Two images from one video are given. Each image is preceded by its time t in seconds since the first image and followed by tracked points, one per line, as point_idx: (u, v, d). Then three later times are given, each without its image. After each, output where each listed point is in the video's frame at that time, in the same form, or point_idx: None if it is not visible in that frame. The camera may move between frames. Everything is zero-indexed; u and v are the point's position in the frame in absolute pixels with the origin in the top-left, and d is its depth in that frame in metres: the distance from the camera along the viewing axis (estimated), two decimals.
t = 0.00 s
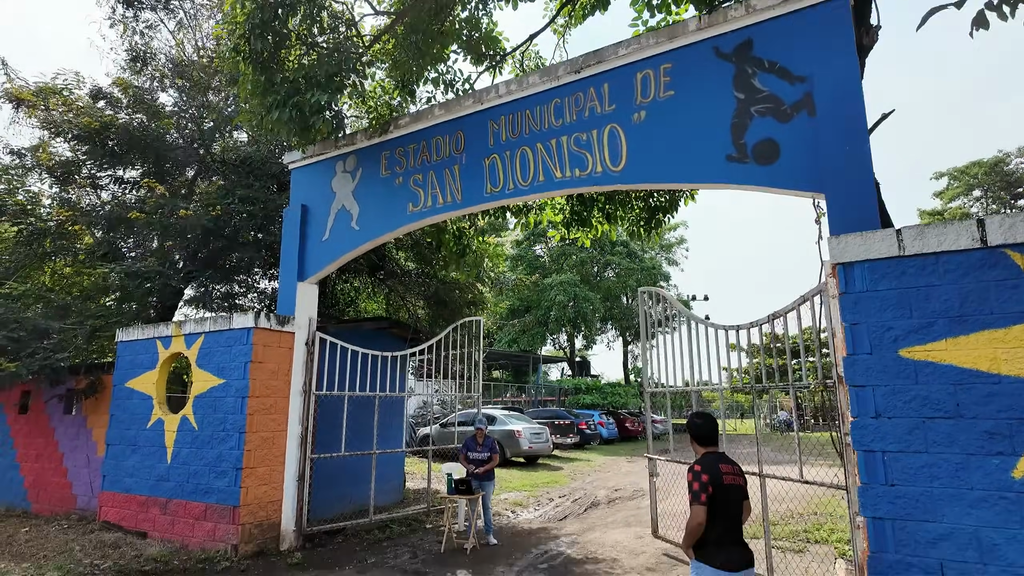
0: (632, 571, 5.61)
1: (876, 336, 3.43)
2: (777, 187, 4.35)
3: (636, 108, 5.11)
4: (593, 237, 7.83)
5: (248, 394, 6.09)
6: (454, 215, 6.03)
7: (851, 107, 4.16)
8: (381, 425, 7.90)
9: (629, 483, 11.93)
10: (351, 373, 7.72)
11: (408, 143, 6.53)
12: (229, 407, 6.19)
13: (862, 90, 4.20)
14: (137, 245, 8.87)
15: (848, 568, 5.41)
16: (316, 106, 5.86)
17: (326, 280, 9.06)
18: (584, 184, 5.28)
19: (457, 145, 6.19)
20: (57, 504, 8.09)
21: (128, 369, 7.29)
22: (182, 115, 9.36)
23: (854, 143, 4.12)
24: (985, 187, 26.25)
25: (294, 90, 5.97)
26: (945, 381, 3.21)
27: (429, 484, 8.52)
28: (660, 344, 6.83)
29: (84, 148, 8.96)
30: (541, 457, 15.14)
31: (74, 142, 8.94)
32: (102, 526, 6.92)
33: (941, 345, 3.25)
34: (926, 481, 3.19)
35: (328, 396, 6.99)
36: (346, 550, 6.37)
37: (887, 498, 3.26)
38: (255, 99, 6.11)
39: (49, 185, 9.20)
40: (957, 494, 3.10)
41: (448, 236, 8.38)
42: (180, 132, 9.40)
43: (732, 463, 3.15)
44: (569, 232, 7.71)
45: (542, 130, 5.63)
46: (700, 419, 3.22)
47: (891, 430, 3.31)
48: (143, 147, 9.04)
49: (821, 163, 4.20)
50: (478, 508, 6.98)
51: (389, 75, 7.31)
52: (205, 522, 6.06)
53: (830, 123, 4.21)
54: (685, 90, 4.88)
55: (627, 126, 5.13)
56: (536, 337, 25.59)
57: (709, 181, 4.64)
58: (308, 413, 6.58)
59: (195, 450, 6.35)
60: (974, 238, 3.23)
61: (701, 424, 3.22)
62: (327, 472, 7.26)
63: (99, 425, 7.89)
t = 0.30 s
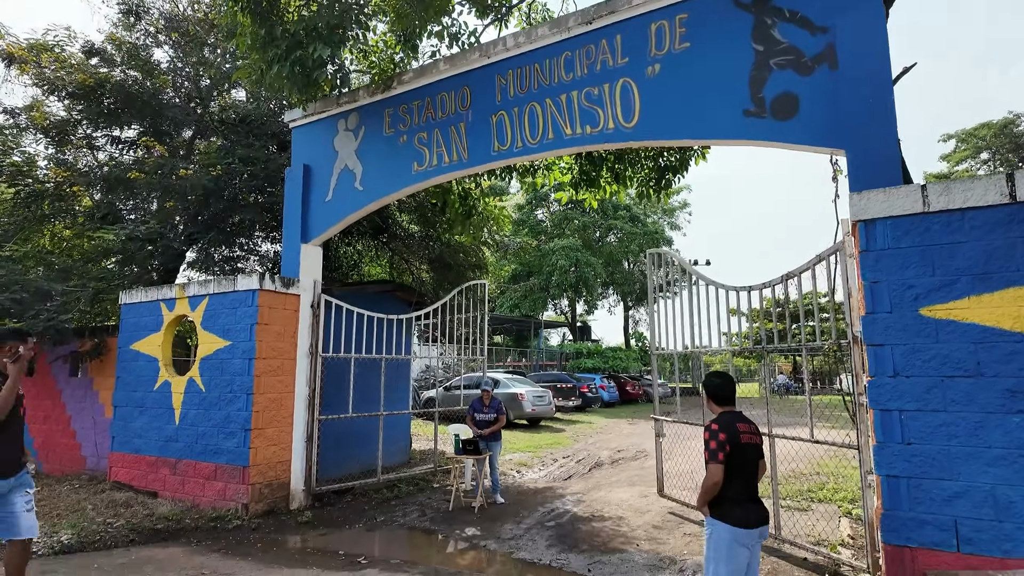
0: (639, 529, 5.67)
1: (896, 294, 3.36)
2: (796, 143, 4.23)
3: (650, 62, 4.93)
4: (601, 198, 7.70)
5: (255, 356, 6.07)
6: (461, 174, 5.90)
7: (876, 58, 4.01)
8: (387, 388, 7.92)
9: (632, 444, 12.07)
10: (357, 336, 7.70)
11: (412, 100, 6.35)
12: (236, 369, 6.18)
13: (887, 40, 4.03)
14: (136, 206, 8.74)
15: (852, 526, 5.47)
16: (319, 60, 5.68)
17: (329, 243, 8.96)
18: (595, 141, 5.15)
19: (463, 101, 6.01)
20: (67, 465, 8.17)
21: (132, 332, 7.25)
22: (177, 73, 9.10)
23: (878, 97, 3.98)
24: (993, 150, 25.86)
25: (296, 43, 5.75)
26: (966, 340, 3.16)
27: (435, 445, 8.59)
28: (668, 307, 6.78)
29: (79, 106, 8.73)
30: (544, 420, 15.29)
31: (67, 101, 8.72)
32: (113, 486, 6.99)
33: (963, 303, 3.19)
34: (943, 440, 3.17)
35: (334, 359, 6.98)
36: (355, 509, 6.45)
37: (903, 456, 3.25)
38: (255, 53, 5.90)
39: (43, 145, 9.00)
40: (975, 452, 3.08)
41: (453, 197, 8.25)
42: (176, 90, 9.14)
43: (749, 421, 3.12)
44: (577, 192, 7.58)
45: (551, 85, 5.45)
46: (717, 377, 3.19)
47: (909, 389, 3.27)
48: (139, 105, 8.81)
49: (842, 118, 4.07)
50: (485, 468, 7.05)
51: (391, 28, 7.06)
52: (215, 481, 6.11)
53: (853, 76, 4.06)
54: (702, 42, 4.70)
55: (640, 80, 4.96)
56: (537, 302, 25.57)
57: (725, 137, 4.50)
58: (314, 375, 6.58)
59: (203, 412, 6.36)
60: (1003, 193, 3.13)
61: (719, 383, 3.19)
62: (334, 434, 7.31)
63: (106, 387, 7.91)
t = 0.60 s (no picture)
0: (644, 496, 5.67)
1: (917, 259, 3.26)
2: (813, 103, 4.07)
3: (661, 18, 4.73)
4: (607, 163, 7.53)
5: (256, 325, 5.99)
6: (464, 137, 5.73)
7: (900, 12, 3.83)
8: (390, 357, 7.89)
9: (634, 413, 12.10)
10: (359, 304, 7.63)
11: (413, 60, 6.13)
12: (237, 338, 6.11)
13: None
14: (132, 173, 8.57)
15: (857, 493, 5.47)
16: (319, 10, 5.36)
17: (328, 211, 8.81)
18: (603, 102, 4.97)
19: (466, 61, 5.81)
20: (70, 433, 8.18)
21: (131, 300, 7.17)
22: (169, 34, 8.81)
23: (903, 53, 3.81)
24: (1001, 117, 25.38)
25: None
26: (988, 305, 3.07)
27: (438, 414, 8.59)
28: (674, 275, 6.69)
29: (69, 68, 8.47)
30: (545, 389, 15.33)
31: (57, 64, 8.47)
32: (118, 454, 6.99)
33: (987, 268, 3.08)
34: (960, 407, 3.10)
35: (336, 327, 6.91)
36: (360, 476, 6.46)
37: (918, 424, 3.19)
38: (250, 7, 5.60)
39: (35, 111, 8.78)
40: (994, 420, 3.02)
41: (456, 162, 8.08)
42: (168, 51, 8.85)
43: (763, 389, 3.05)
44: (582, 158, 7.41)
45: (558, 43, 5.25)
46: (731, 344, 3.12)
47: (927, 356, 3.19)
48: (131, 67, 8.54)
49: (862, 76, 3.90)
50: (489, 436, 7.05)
51: None
52: (219, 450, 6.10)
53: (875, 31, 3.89)
54: None
55: (651, 37, 4.77)
56: (538, 272, 25.44)
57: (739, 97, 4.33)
58: (316, 343, 6.52)
59: (205, 380, 6.32)
60: None
61: (734, 350, 3.12)
62: (338, 402, 7.29)
63: (107, 355, 7.87)
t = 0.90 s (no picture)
0: (651, 478, 5.64)
1: (939, 238, 3.17)
2: (832, 78, 3.95)
3: None
4: (614, 142, 7.41)
5: (259, 306, 5.92)
6: (470, 115, 5.59)
7: None
8: (394, 339, 7.84)
9: (637, 395, 12.08)
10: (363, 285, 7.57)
11: (416, 35, 5.98)
12: (240, 319, 6.04)
13: None
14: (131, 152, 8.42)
15: (866, 475, 5.45)
16: None
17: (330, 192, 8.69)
18: (614, 78, 4.85)
19: (471, 36, 5.67)
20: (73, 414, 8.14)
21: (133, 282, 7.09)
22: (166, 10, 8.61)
23: (925, 26, 3.71)
24: (1008, 96, 25.02)
25: None
26: (1012, 286, 2.98)
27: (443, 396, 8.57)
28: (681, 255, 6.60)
29: (64, 46, 8.30)
30: (547, 372, 15.31)
31: (51, 41, 8.30)
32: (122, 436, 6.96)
33: (1012, 247, 3.00)
34: (981, 389, 3.04)
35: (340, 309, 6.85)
36: (365, 458, 6.44)
37: (937, 406, 3.13)
38: None
39: (29, 88, 8.61)
40: (1015, 402, 2.96)
41: (460, 140, 7.95)
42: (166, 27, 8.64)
43: (781, 371, 2.99)
44: (590, 136, 7.29)
45: (567, 16, 5.12)
46: (749, 325, 3.06)
47: (948, 337, 3.12)
48: (128, 45, 8.41)
49: (884, 50, 3.80)
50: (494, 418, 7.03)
51: None
52: (224, 432, 6.07)
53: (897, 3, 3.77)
54: None
55: (663, 10, 4.62)
56: (540, 255, 25.32)
57: (755, 72, 4.22)
58: (320, 325, 6.46)
59: (209, 362, 6.26)
60: None
61: (751, 332, 3.05)
62: (342, 384, 7.26)
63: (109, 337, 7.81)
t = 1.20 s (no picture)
0: (662, 461, 5.63)
1: (968, 218, 3.10)
2: (854, 54, 3.87)
3: None
4: (623, 122, 7.32)
5: (266, 289, 5.86)
6: (479, 93, 5.49)
7: None
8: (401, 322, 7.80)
9: (641, 379, 12.09)
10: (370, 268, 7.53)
11: (424, 12, 5.86)
12: (247, 303, 5.98)
13: None
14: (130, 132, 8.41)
15: (877, 459, 5.43)
16: None
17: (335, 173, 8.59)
18: (628, 54, 4.74)
19: (481, 12, 5.55)
20: (79, 399, 8.11)
21: (137, 264, 7.02)
22: None
23: None
24: (1015, 78, 24.73)
25: None
26: None
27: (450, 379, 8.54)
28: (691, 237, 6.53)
29: (61, 24, 8.16)
30: (551, 356, 15.30)
31: (49, 19, 8.17)
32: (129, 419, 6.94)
33: None
34: (1008, 373, 2.99)
35: (347, 292, 6.80)
36: (374, 442, 6.43)
37: (962, 391, 3.08)
38: None
39: (27, 68, 8.49)
40: None
41: (468, 120, 7.85)
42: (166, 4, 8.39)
43: (805, 355, 2.94)
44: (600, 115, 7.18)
45: None
46: (772, 308, 2.99)
47: (975, 320, 3.06)
48: (126, 21, 8.08)
49: (908, 25, 3.72)
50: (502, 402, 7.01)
51: None
52: (232, 415, 6.04)
53: None
54: None
55: None
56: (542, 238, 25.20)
57: (775, 48, 4.13)
58: (327, 308, 6.41)
59: (216, 346, 6.22)
60: None
61: (774, 316, 2.99)
62: (349, 368, 7.23)
63: (115, 321, 7.76)
